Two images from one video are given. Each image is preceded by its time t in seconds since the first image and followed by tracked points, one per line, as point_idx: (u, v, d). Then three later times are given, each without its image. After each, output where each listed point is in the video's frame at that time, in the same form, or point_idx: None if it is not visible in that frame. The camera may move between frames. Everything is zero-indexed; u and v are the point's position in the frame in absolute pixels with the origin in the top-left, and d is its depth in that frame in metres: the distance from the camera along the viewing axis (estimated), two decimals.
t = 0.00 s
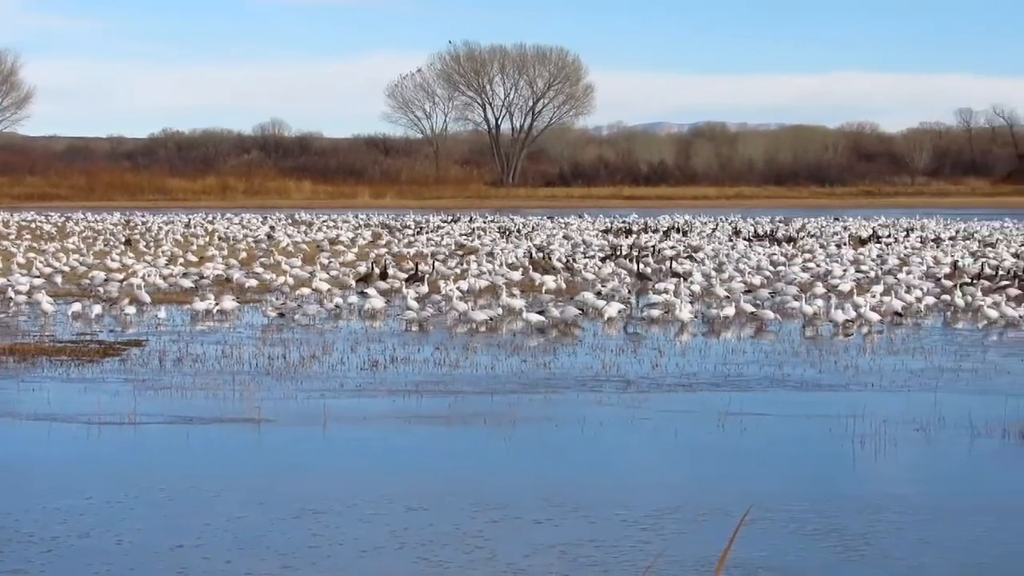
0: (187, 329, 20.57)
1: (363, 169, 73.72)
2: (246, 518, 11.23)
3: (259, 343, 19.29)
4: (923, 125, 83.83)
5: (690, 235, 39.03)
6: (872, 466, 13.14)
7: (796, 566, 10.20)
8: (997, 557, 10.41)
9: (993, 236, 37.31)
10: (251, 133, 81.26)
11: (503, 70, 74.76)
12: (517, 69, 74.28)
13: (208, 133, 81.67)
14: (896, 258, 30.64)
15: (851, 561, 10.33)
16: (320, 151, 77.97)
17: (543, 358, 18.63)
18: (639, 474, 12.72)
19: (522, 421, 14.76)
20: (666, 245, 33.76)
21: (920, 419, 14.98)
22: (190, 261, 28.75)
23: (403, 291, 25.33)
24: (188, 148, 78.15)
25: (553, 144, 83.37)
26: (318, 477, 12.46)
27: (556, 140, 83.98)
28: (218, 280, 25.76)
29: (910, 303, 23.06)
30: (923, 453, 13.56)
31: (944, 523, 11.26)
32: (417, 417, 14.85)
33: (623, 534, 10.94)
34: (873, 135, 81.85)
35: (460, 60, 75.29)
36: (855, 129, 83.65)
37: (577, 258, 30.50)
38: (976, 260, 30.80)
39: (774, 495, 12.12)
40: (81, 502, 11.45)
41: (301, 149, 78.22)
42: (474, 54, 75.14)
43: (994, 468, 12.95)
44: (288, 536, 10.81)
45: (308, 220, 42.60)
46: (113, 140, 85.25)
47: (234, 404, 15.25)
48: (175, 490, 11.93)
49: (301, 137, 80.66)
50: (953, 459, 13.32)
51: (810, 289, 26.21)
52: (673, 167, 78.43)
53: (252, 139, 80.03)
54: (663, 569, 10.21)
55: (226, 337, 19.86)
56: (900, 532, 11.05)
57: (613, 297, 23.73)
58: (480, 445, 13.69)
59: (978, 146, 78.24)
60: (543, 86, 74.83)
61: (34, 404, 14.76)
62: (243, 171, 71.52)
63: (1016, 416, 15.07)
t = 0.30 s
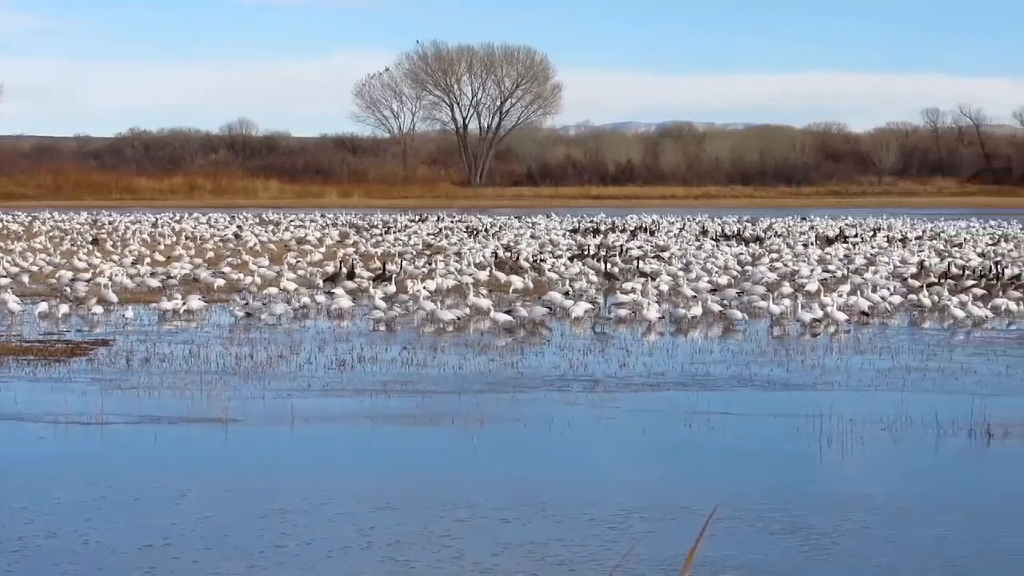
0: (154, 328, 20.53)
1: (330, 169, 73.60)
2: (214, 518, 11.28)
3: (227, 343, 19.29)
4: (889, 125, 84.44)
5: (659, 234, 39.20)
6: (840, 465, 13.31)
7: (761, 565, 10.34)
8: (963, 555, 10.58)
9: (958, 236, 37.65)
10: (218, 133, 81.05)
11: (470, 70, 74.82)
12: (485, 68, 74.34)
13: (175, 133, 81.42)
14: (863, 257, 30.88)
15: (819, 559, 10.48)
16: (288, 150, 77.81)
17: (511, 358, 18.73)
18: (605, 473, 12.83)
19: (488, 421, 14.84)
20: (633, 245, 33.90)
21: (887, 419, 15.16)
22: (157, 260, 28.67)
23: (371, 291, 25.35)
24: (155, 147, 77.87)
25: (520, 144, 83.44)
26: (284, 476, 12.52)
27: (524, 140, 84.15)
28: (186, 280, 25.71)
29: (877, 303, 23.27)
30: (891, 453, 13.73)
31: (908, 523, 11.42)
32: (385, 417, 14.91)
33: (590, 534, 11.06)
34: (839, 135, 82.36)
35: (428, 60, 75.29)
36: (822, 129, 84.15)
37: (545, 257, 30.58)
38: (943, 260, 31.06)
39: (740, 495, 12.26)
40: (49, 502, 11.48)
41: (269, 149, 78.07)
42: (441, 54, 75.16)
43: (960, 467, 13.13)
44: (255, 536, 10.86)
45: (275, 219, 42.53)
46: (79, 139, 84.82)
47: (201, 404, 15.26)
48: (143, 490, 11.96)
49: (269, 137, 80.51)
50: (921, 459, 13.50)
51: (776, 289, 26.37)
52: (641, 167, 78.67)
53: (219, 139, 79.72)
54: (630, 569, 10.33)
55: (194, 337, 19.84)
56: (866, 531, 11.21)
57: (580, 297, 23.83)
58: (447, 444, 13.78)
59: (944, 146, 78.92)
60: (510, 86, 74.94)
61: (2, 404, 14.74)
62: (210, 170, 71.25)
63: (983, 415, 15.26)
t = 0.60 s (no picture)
0: (124, 328, 20.49)
1: (302, 168, 73.45)
2: (185, 518, 11.31)
3: (198, 343, 19.28)
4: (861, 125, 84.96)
5: (631, 233, 39.34)
6: (811, 464, 13.44)
7: (733, 564, 10.46)
8: (932, 554, 10.72)
9: (929, 236, 37.90)
10: (190, 132, 80.89)
11: (442, 69, 74.86)
12: (456, 68, 74.38)
13: (147, 133, 81.22)
14: (834, 256, 31.06)
15: (790, 558, 10.60)
16: (260, 150, 77.67)
17: (482, 357, 18.80)
18: (576, 473, 12.94)
19: (461, 420, 14.92)
20: (605, 245, 34.00)
21: (858, 418, 15.31)
22: (128, 260, 28.61)
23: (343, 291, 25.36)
24: (126, 147, 77.60)
25: (492, 144, 83.46)
26: (255, 476, 12.55)
27: (496, 139, 84.28)
28: (158, 280, 25.67)
29: (848, 303, 23.45)
30: (862, 453, 13.86)
31: (879, 522, 11.56)
32: (356, 416, 14.98)
33: (561, 533, 11.15)
34: (811, 135, 82.80)
35: (400, 59, 75.25)
36: (794, 129, 84.52)
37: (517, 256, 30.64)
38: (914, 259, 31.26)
39: (710, 494, 12.38)
40: (20, 502, 11.50)
41: (240, 148, 77.93)
42: (413, 53, 75.14)
43: (931, 467, 13.28)
44: (226, 536, 10.89)
45: (246, 219, 42.45)
46: (49, 139, 84.40)
47: (172, 404, 15.26)
48: (114, 489, 11.98)
49: (241, 137, 80.39)
50: (891, 458, 13.64)
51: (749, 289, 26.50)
52: (613, 166, 78.87)
53: (190, 138, 79.52)
54: (601, 568, 10.41)
55: (165, 337, 19.82)
56: (837, 530, 11.35)
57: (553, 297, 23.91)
58: (420, 444, 13.83)
59: (916, 146, 79.34)
60: (483, 85, 75.03)
61: None
62: (182, 170, 71.03)
63: (953, 415, 15.42)
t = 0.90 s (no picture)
0: (100, 328, 20.44)
1: (278, 168, 73.31)
2: (161, 518, 11.33)
3: (174, 343, 19.25)
4: (836, 125, 85.32)
5: (607, 233, 39.43)
6: (786, 464, 13.54)
7: (708, 564, 10.55)
8: (906, 553, 10.83)
9: (904, 236, 38.12)
10: (166, 132, 80.68)
11: (418, 69, 74.84)
12: (432, 67, 74.37)
13: (122, 133, 80.94)
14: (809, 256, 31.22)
15: (766, 558, 10.70)
16: (236, 149, 77.52)
17: (458, 357, 18.87)
18: (552, 472, 13.01)
19: (436, 420, 14.97)
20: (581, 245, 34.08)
21: (833, 418, 15.42)
22: (104, 260, 28.54)
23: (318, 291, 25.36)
24: (101, 146, 77.33)
25: (468, 144, 83.51)
26: (231, 477, 12.56)
27: (472, 139, 84.33)
28: (134, 279, 25.63)
29: (824, 303, 23.59)
30: (837, 453, 13.97)
31: (853, 521, 11.67)
32: (331, 416, 15.00)
33: (537, 533, 11.21)
34: (787, 135, 83.21)
35: (375, 59, 75.18)
36: (769, 129, 84.82)
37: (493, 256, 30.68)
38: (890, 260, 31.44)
39: (684, 494, 12.47)
40: None
41: (216, 148, 77.76)
42: (389, 53, 75.09)
43: (905, 467, 13.40)
44: (202, 536, 10.92)
45: (222, 219, 42.38)
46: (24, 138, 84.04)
47: (148, 403, 15.26)
48: (90, 489, 11.99)
49: (217, 137, 80.22)
50: (867, 458, 13.76)
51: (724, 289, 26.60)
52: (588, 165, 78.99)
53: (166, 138, 79.31)
54: (576, 568, 10.48)
55: (141, 337, 19.81)
56: (812, 529, 11.47)
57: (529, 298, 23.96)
58: (396, 444, 13.88)
59: (891, 146, 79.70)
60: (458, 85, 75.06)
61: None
62: (157, 169, 70.83)
63: (927, 415, 15.55)
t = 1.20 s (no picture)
0: (71, 328, 20.40)
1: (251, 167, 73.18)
2: (134, 518, 11.37)
3: (146, 343, 19.24)
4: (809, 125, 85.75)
5: (581, 233, 39.56)
6: (757, 464, 13.69)
7: (680, 564, 10.68)
8: (876, 553, 10.98)
9: (876, 236, 38.40)
10: (138, 132, 80.44)
11: (391, 69, 74.87)
12: (405, 67, 74.41)
13: (95, 133, 80.63)
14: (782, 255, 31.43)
15: (738, 558, 10.83)
16: (209, 149, 77.35)
17: (431, 357, 18.95)
18: (525, 472, 13.11)
19: (409, 420, 15.06)
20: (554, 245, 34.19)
21: (805, 418, 15.58)
22: (76, 260, 28.46)
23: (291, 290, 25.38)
24: (74, 146, 77.02)
25: (442, 143, 83.58)
26: (203, 476, 12.61)
27: (445, 139, 84.41)
28: (106, 279, 25.59)
29: (796, 303, 23.78)
30: (808, 452, 14.12)
31: (823, 521, 11.82)
32: (304, 416, 15.06)
33: (509, 533, 11.31)
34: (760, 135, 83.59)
35: (348, 59, 75.14)
36: (743, 129, 85.19)
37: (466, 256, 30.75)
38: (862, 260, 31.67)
39: (655, 493, 12.60)
40: None
41: (190, 148, 77.59)
42: (362, 53, 75.07)
43: (876, 467, 13.55)
44: (175, 536, 10.96)
45: (195, 219, 42.31)
46: None
47: (121, 403, 15.28)
48: (63, 489, 12.01)
49: (190, 136, 80.04)
50: (837, 458, 13.92)
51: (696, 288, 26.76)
52: (561, 165, 79.15)
53: (138, 138, 79.06)
54: (547, 568, 10.58)
55: (114, 337, 19.82)
56: (783, 528, 11.61)
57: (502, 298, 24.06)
58: (369, 444, 13.95)
59: (864, 146, 80.15)
60: (431, 85, 75.14)
61: None
62: (130, 169, 70.59)
63: (900, 415, 15.73)
